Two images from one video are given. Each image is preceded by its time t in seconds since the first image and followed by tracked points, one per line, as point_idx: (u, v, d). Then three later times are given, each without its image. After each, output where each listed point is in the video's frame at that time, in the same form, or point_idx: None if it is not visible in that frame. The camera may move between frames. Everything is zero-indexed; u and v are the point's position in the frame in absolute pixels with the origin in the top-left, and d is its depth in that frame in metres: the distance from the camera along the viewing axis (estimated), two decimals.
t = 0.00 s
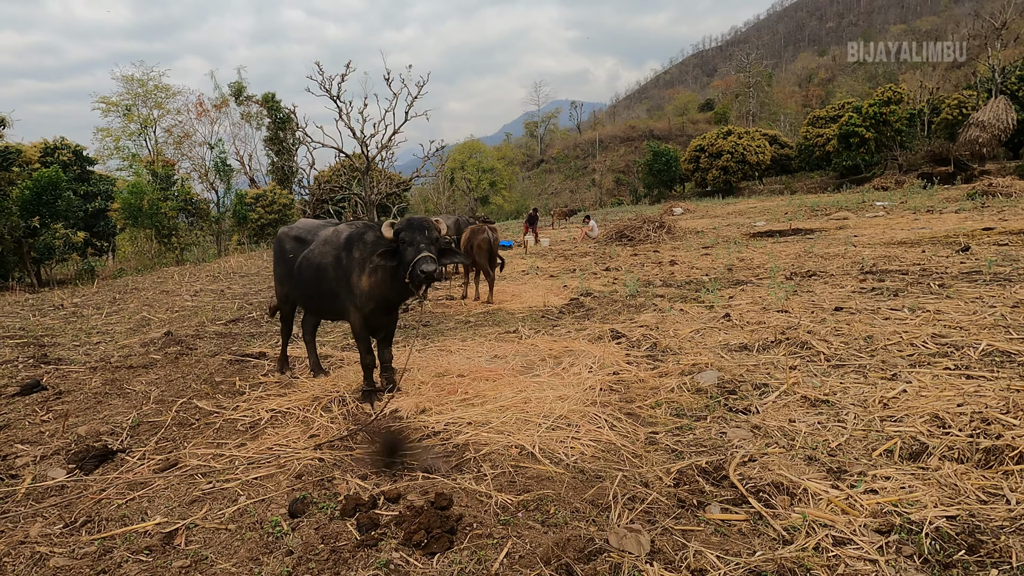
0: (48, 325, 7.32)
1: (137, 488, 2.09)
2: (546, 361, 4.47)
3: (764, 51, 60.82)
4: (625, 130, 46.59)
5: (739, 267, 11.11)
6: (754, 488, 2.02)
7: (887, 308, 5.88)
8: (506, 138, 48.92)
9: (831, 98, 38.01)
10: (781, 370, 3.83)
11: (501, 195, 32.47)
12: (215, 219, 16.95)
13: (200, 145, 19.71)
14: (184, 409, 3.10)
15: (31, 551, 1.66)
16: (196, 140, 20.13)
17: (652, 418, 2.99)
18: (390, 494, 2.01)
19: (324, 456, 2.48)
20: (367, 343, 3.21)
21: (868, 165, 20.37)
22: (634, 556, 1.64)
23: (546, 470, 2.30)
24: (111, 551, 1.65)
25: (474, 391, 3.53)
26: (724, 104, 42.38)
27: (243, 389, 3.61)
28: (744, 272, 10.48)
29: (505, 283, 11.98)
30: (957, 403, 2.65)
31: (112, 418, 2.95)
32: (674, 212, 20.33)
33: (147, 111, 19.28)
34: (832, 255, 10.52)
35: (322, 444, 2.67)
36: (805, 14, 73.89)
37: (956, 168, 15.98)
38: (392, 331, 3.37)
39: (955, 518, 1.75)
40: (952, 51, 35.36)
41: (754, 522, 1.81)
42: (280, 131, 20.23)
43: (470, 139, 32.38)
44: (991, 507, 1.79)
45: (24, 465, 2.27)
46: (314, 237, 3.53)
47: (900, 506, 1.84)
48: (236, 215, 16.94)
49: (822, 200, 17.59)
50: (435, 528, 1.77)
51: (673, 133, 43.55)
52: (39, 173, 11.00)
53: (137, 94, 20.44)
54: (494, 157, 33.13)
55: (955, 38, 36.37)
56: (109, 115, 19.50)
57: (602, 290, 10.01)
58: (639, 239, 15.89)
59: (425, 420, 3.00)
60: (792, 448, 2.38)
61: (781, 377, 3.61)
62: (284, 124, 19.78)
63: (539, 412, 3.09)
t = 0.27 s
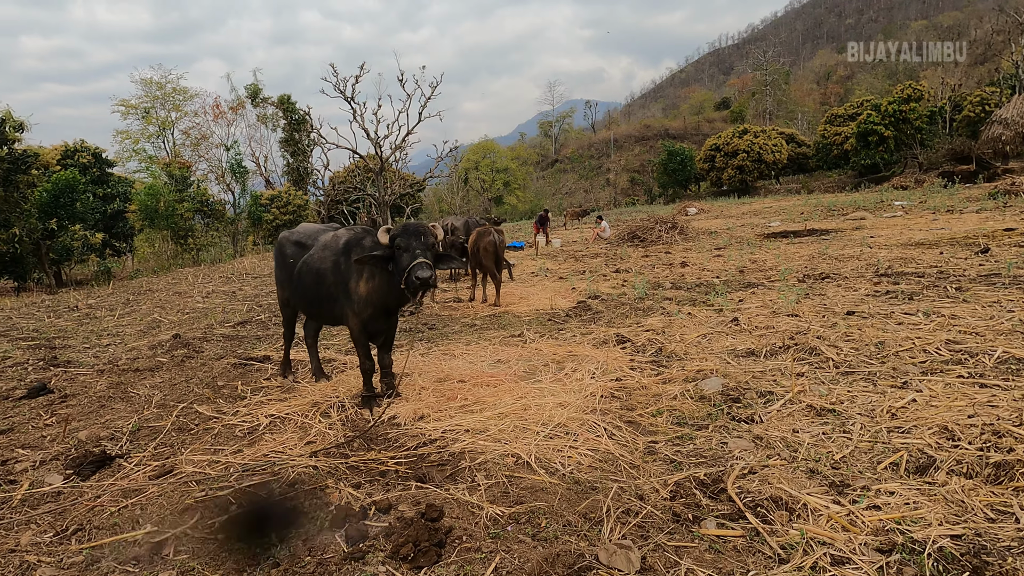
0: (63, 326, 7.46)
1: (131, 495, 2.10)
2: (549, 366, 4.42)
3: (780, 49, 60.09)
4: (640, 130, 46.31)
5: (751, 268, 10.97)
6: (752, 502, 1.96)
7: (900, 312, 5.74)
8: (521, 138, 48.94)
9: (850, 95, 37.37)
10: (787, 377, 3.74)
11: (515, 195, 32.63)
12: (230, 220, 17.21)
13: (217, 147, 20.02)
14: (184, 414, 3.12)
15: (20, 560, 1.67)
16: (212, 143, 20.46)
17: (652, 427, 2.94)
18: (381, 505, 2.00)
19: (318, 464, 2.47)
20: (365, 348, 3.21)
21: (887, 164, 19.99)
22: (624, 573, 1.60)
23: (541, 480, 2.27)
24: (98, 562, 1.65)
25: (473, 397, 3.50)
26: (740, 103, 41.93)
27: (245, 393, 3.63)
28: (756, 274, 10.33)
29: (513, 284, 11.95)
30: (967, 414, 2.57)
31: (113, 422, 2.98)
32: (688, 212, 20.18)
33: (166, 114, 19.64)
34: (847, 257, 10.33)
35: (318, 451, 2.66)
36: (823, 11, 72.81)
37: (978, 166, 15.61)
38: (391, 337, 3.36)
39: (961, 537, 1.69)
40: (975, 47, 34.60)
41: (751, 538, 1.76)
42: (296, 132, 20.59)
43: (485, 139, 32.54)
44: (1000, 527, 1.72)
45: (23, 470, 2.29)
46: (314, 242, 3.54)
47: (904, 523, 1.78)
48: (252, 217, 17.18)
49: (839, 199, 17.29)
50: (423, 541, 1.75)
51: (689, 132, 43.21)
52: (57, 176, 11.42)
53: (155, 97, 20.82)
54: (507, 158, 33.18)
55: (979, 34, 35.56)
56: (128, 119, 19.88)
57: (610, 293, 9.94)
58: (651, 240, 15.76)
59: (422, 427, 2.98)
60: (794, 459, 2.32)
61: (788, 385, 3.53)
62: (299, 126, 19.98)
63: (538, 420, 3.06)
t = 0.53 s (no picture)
0: (78, 326, 7.61)
1: (129, 495, 2.14)
2: (550, 369, 4.41)
3: (796, 48, 59.37)
4: (655, 130, 46.03)
5: (762, 270, 10.85)
6: (744, 510, 1.95)
7: (909, 315, 5.64)
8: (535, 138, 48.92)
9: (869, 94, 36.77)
10: (791, 382, 3.69)
11: (529, 196, 32.73)
12: (246, 221, 17.44)
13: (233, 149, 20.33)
14: (187, 415, 3.17)
15: (17, 559, 1.71)
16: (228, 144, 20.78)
17: (651, 432, 2.92)
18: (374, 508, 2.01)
19: (314, 466, 2.49)
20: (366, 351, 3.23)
21: (906, 164, 19.64)
22: None
23: (535, 485, 2.27)
24: (92, 562, 1.69)
25: (472, 399, 3.51)
26: (755, 102, 41.47)
27: (248, 395, 3.68)
28: (766, 276, 10.21)
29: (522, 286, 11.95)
30: (971, 421, 2.53)
31: (118, 423, 3.04)
32: (702, 212, 20.05)
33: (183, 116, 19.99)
34: (860, 258, 10.18)
35: (315, 453, 2.68)
36: (842, 9, 71.75)
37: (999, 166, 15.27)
38: (391, 339, 3.39)
39: (957, 548, 1.67)
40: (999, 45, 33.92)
41: (742, 547, 1.75)
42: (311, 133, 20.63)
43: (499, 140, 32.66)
44: (997, 539, 1.69)
45: (28, 470, 2.35)
46: (315, 245, 3.59)
47: (899, 534, 1.75)
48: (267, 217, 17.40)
49: (856, 199, 17.05)
50: (412, 545, 1.76)
51: (704, 132, 42.85)
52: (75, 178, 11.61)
53: (173, 100, 21.19)
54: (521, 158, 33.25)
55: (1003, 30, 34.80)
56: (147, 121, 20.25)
57: (618, 294, 9.89)
58: (662, 241, 15.65)
59: (420, 429, 2.99)
60: (791, 466, 2.29)
61: (790, 389, 3.49)
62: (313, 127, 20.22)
63: (535, 423, 3.05)
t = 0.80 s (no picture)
0: (91, 325, 7.79)
1: (128, 489, 2.21)
2: (548, 368, 4.42)
3: (812, 47, 58.71)
4: (669, 131, 45.71)
5: (769, 271, 10.76)
6: (728, 507, 1.96)
7: (914, 316, 5.58)
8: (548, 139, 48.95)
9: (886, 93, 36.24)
10: (787, 382, 3.68)
11: (541, 197, 32.90)
12: (260, 222, 17.65)
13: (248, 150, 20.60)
14: (189, 411, 3.24)
15: (17, 547, 1.78)
16: (243, 146, 21.12)
17: (643, 431, 2.93)
18: (363, 503, 2.06)
19: (309, 461, 2.55)
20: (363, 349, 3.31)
21: (923, 164, 19.35)
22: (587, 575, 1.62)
23: (524, 481, 2.30)
24: (88, 550, 1.75)
25: (469, 398, 3.54)
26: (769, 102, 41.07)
27: (250, 392, 3.74)
28: (773, 277, 10.12)
29: (528, 286, 11.95)
30: (966, 421, 2.51)
31: (122, 418, 3.12)
32: (715, 212, 19.95)
33: (199, 118, 20.35)
34: (869, 259, 10.07)
35: (311, 449, 2.73)
36: (860, 7, 70.71)
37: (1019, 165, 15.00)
38: (389, 338, 3.47)
39: (937, 547, 1.68)
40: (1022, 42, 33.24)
41: (722, 543, 1.77)
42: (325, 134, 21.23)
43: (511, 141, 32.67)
44: (980, 537, 1.70)
45: (33, 463, 2.42)
46: (316, 245, 3.70)
47: (881, 532, 1.76)
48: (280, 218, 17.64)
49: (871, 199, 16.86)
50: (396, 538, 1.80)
51: (718, 132, 42.57)
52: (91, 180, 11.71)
53: (190, 102, 21.54)
54: (534, 159, 33.38)
55: None
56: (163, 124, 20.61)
57: (622, 295, 9.88)
58: (671, 242, 15.58)
59: (415, 426, 3.02)
60: (779, 465, 2.30)
61: (786, 389, 3.48)
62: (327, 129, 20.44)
63: (529, 421, 3.08)
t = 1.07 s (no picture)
0: (104, 326, 7.95)
1: (127, 486, 2.27)
2: (546, 370, 4.44)
3: (826, 47, 58.11)
4: (682, 132, 45.45)
5: (776, 273, 10.68)
6: (711, 509, 1.98)
7: (918, 319, 5.51)
8: (561, 140, 48.98)
9: (903, 93, 35.75)
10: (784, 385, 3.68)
11: (553, 199, 33.06)
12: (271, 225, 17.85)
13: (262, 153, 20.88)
14: (191, 411, 3.31)
15: (16, 541, 1.85)
16: (257, 149, 21.49)
17: (635, 432, 2.94)
18: (352, 501, 2.10)
19: (303, 460, 2.60)
20: (359, 350, 3.41)
21: (939, 164, 19.07)
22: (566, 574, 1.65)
23: (513, 482, 2.33)
24: (83, 546, 1.81)
25: (465, 399, 3.57)
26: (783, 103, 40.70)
27: (251, 392, 3.81)
28: (779, 279, 10.05)
29: (534, 288, 11.96)
30: (958, 425, 2.51)
31: (126, 417, 3.19)
32: (726, 214, 19.83)
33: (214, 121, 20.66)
34: (879, 261, 9.96)
35: (306, 448, 2.78)
36: (877, 6, 69.80)
37: None
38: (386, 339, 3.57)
39: (917, 550, 1.69)
40: None
41: (702, 544, 1.79)
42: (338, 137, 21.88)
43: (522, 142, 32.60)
44: (962, 541, 1.71)
45: (37, 460, 2.50)
46: (316, 248, 3.83)
47: (862, 534, 1.78)
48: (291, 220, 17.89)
49: (884, 201, 16.70)
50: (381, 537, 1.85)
51: (732, 133, 42.29)
52: (106, 183, 11.83)
53: (204, 106, 21.87)
54: (547, 161, 33.39)
55: None
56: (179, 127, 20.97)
57: (627, 297, 9.87)
58: (680, 244, 15.51)
59: (410, 427, 3.06)
60: (767, 468, 2.31)
61: (782, 392, 3.48)
62: (339, 132, 20.68)
63: (523, 422, 3.11)
